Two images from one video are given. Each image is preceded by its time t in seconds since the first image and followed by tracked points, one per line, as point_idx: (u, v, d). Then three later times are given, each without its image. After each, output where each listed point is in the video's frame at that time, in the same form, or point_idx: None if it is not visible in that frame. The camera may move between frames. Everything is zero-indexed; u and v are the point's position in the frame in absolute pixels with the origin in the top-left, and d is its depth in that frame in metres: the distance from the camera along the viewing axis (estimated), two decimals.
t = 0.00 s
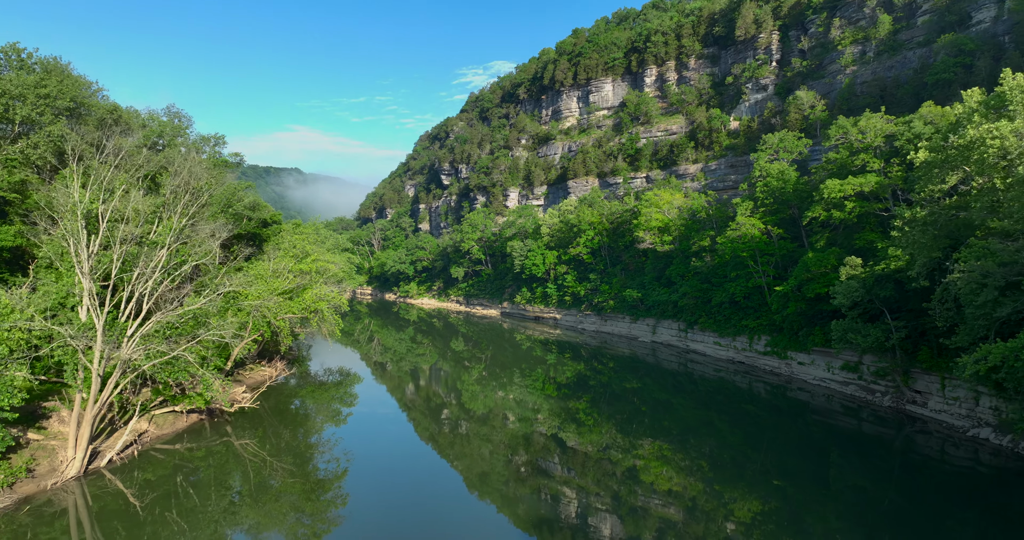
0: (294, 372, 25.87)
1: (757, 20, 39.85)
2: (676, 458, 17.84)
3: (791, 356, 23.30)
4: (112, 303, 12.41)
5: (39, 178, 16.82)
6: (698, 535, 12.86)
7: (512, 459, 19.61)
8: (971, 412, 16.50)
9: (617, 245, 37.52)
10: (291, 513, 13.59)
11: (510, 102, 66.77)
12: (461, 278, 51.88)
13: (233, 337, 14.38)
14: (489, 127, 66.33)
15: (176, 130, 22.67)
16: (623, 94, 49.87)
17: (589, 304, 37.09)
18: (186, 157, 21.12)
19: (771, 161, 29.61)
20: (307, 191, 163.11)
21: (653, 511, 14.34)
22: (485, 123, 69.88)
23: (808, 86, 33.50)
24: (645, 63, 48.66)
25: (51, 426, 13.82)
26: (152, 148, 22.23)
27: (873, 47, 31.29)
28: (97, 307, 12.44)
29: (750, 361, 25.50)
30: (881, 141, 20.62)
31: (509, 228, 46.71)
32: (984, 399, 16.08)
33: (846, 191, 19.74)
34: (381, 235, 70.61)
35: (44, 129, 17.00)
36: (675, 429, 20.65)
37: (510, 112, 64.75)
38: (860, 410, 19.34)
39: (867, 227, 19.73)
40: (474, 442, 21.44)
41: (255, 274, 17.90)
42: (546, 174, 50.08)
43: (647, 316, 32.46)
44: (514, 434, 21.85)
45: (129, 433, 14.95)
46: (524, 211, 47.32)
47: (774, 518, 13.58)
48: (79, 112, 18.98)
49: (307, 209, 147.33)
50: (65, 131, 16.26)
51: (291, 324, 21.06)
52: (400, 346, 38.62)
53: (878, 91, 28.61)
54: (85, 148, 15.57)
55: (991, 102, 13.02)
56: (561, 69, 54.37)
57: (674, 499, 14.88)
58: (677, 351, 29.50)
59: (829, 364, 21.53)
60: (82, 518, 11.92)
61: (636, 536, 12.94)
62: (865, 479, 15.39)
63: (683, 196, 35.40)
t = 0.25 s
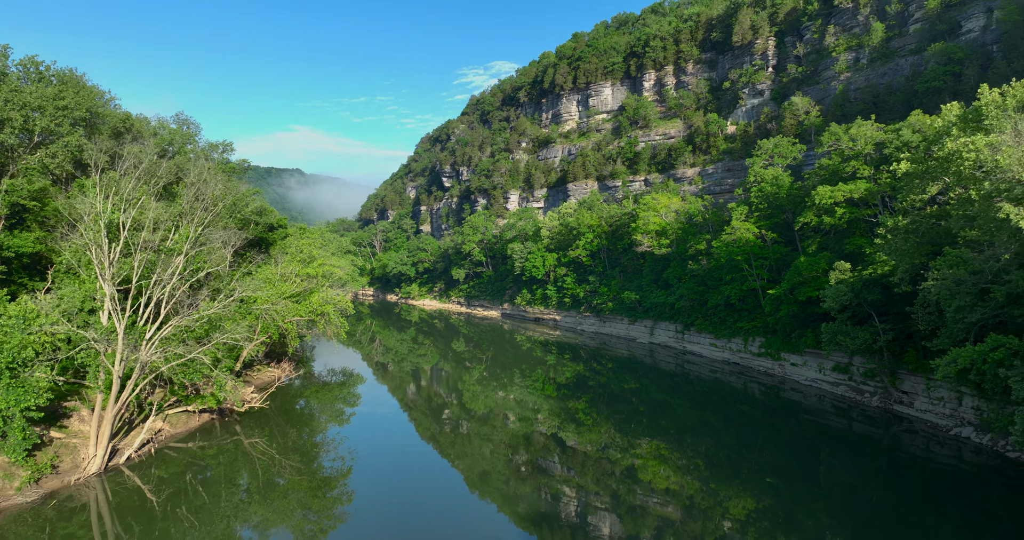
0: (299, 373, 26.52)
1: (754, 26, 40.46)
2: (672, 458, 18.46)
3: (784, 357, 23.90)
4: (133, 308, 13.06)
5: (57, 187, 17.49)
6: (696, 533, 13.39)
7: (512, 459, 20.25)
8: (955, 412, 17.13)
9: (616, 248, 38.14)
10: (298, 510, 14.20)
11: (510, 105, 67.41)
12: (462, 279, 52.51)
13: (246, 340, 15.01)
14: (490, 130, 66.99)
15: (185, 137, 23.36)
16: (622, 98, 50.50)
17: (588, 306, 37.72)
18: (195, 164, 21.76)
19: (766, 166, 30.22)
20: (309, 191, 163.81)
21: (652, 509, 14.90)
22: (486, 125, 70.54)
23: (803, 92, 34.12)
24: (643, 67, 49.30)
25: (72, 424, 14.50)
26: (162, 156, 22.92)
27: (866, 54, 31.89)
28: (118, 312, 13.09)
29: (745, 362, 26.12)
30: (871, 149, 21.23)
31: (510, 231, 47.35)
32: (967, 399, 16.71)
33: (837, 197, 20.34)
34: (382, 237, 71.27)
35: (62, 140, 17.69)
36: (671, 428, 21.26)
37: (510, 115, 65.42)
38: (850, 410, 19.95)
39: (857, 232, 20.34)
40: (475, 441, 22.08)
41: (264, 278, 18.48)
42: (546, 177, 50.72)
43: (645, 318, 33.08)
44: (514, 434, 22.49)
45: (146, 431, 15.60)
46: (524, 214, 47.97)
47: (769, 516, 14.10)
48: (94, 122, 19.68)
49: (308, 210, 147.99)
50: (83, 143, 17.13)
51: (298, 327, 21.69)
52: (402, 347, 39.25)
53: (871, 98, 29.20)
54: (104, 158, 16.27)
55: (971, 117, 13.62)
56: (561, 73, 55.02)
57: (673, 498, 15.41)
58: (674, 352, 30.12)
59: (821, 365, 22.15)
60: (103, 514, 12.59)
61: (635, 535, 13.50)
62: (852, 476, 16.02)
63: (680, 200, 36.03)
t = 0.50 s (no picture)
0: (305, 374, 27.17)
1: (751, 32, 41.08)
2: (669, 456, 19.09)
3: (777, 358, 24.52)
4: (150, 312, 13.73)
5: (73, 195, 18.14)
6: (692, 530, 13.99)
7: (513, 458, 20.89)
8: (939, 411, 17.76)
9: (615, 250, 38.74)
10: (306, 507, 14.85)
11: (510, 108, 68.05)
12: (463, 281, 53.13)
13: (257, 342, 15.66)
14: (490, 132, 67.64)
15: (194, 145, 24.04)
16: (621, 102, 51.12)
17: (587, 307, 38.35)
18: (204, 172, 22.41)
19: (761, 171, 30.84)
20: (309, 192, 164.44)
21: (650, 508, 15.48)
22: (486, 128, 71.18)
23: (798, 97, 34.72)
24: (642, 71, 49.92)
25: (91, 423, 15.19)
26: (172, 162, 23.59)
27: (860, 60, 32.49)
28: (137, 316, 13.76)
29: (739, 362, 26.75)
30: (861, 155, 21.83)
31: (510, 233, 47.97)
32: (951, 398, 17.34)
33: (827, 203, 20.95)
34: (383, 238, 71.92)
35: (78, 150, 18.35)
36: (668, 428, 21.89)
37: (510, 118, 66.06)
38: (840, 409, 20.58)
39: (847, 237, 20.95)
40: (475, 441, 22.73)
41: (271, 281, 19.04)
42: (546, 180, 51.35)
43: (643, 319, 33.70)
44: (514, 434, 23.14)
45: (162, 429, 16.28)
46: (524, 216, 48.59)
47: (762, 513, 14.68)
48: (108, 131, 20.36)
49: (309, 210, 148.61)
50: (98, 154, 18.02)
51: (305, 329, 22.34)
52: (404, 347, 39.88)
53: (864, 104, 29.81)
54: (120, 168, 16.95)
55: (951, 130, 14.23)
56: (561, 77, 55.65)
57: (670, 496, 16.01)
58: (671, 353, 30.75)
59: (813, 366, 22.77)
60: (122, 508, 13.28)
61: (634, 533, 14.09)
62: (840, 473, 16.67)
63: (678, 203, 36.65)
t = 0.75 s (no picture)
0: (310, 374, 27.81)
1: (747, 37, 41.69)
2: (666, 455, 19.72)
3: (771, 359, 25.13)
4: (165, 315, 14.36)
5: (87, 202, 18.78)
6: (689, 527, 14.57)
7: (513, 457, 21.53)
8: (925, 411, 18.36)
9: (613, 253, 39.35)
10: (313, 504, 15.46)
11: (511, 111, 68.68)
12: (464, 282, 53.74)
13: (267, 345, 16.28)
14: (491, 135, 68.28)
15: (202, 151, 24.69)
16: (620, 105, 51.74)
17: (586, 308, 38.98)
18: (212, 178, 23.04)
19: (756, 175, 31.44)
20: (311, 193, 165.09)
21: (648, 506, 16.07)
22: (487, 131, 71.83)
23: (793, 103, 35.32)
24: (641, 76, 50.50)
25: (108, 422, 15.86)
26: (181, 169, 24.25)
27: (854, 66, 33.06)
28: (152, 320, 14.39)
29: (734, 363, 27.38)
30: (852, 162, 22.43)
31: (510, 235, 48.59)
32: (935, 398, 17.94)
33: (819, 208, 21.56)
34: (385, 240, 72.56)
35: (92, 158, 18.99)
36: (666, 427, 22.52)
37: (511, 121, 66.69)
38: (831, 409, 21.19)
39: (837, 241, 21.52)
40: (476, 441, 23.38)
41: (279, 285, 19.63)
42: (546, 182, 51.98)
43: (641, 321, 34.32)
44: (515, 433, 23.77)
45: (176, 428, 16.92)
46: (524, 218, 49.22)
47: (756, 510, 15.25)
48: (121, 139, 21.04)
49: (310, 211, 149.28)
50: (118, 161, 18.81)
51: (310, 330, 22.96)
52: (405, 348, 40.50)
53: (857, 110, 30.42)
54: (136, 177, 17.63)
55: (934, 141, 14.83)
56: (561, 81, 56.26)
57: (667, 494, 16.61)
58: (669, 353, 31.37)
59: (805, 366, 23.39)
60: (139, 503, 13.93)
61: (633, 531, 14.68)
62: (828, 471, 17.29)
63: (675, 206, 37.27)
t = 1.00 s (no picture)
0: (314, 374, 28.46)
1: (744, 42, 42.30)
2: (662, 454, 20.35)
3: (765, 360, 25.75)
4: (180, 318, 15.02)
5: (101, 208, 19.38)
6: (686, 525, 15.16)
7: (513, 456, 22.17)
8: (911, 410, 19.01)
9: (612, 255, 39.97)
10: (320, 501, 16.10)
11: (511, 114, 69.29)
12: (464, 283, 54.37)
13: (276, 347, 16.92)
14: (491, 137, 68.90)
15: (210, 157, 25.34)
16: (619, 109, 52.38)
17: (585, 310, 39.62)
18: (220, 184, 23.65)
19: (751, 180, 32.04)
20: (311, 194, 165.77)
21: (646, 505, 16.68)
22: (488, 133, 72.49)
23: (788, 108, 35.95)
24: (639, 79, 51.12)
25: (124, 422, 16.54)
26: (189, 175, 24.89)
27: (847, 72, 33.69)
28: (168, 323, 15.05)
29: (729, 363, 27.99)
30: (843, 168, 23.03)
31: (510, 237, 49.20)
32: (921, 398, 18.57)
33: (810, 213, 22.17)
34: (386, 241, 73.20)
35: (106, 166, 19.60)
36: (662, 426, 23.15)
37: (511, 123, 67.32)
38: (822, 408, 21.83)
39: (828, 245, 22.14)
40: (477, 440, 24.02)
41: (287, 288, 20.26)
42: (546, 185, 52.61)
43: (638, 322, 34.95)
44: (515, 433, 24.42)
45: (189, 426, 17.59)
46: (524, 221, 49.83)
47: (750, 507, 15.85)
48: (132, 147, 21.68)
49: (311, 212, 149.94)
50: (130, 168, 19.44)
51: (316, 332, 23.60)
52: (407, 348, 41.11)
53: (850, 115, 31.02)
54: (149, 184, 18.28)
55: (917, 152, 15.44)
56: (560, 84, 56.87)
57: (664, 493, 17.22)
58: (666, 354, 31.99)
59: (797, 367, 24.02)
60: (154, 500, 14.59)
61: (631, 528, 15.28)
62: (819, 469, 17.93)
63: (672, 209, 37.88)
